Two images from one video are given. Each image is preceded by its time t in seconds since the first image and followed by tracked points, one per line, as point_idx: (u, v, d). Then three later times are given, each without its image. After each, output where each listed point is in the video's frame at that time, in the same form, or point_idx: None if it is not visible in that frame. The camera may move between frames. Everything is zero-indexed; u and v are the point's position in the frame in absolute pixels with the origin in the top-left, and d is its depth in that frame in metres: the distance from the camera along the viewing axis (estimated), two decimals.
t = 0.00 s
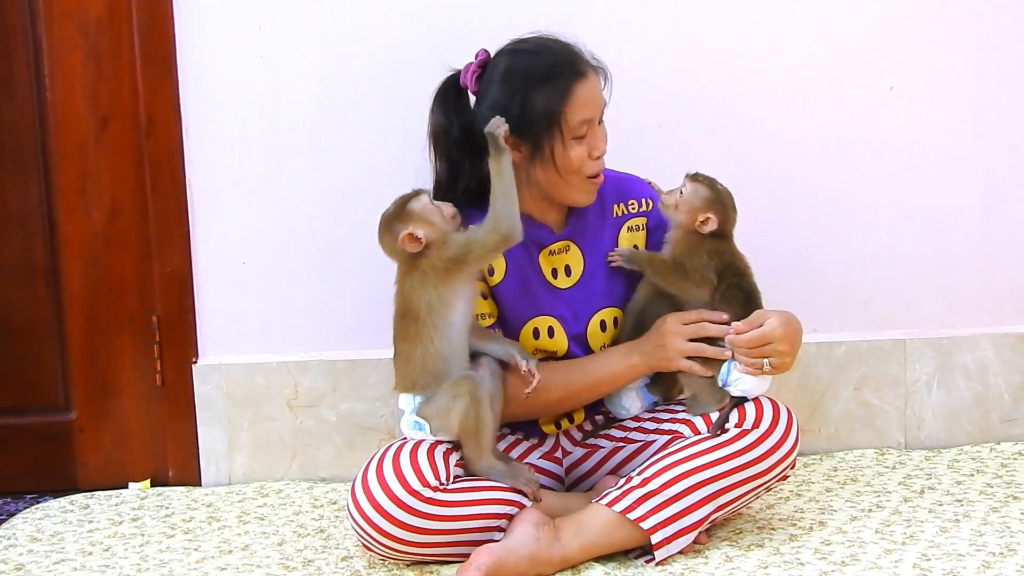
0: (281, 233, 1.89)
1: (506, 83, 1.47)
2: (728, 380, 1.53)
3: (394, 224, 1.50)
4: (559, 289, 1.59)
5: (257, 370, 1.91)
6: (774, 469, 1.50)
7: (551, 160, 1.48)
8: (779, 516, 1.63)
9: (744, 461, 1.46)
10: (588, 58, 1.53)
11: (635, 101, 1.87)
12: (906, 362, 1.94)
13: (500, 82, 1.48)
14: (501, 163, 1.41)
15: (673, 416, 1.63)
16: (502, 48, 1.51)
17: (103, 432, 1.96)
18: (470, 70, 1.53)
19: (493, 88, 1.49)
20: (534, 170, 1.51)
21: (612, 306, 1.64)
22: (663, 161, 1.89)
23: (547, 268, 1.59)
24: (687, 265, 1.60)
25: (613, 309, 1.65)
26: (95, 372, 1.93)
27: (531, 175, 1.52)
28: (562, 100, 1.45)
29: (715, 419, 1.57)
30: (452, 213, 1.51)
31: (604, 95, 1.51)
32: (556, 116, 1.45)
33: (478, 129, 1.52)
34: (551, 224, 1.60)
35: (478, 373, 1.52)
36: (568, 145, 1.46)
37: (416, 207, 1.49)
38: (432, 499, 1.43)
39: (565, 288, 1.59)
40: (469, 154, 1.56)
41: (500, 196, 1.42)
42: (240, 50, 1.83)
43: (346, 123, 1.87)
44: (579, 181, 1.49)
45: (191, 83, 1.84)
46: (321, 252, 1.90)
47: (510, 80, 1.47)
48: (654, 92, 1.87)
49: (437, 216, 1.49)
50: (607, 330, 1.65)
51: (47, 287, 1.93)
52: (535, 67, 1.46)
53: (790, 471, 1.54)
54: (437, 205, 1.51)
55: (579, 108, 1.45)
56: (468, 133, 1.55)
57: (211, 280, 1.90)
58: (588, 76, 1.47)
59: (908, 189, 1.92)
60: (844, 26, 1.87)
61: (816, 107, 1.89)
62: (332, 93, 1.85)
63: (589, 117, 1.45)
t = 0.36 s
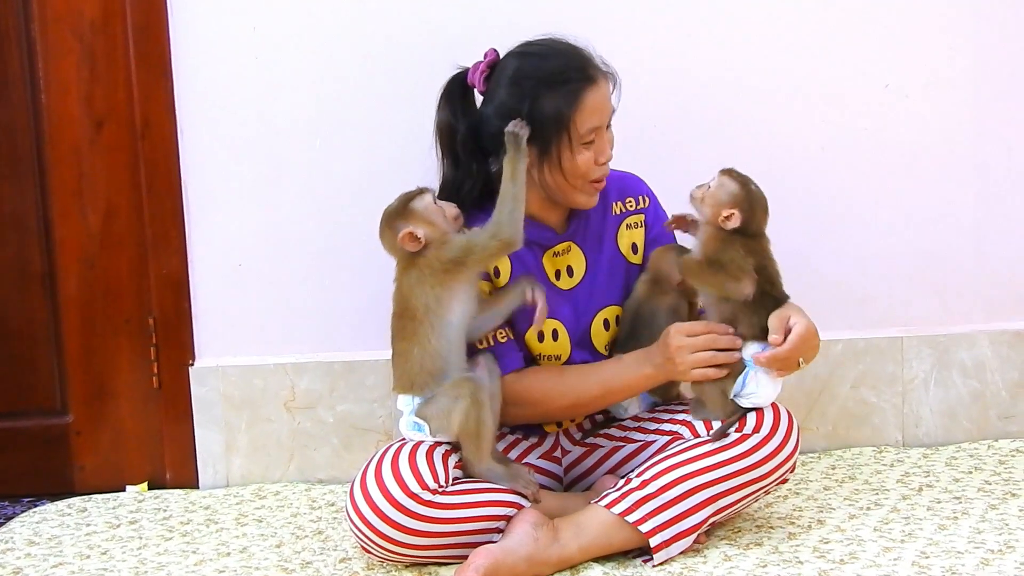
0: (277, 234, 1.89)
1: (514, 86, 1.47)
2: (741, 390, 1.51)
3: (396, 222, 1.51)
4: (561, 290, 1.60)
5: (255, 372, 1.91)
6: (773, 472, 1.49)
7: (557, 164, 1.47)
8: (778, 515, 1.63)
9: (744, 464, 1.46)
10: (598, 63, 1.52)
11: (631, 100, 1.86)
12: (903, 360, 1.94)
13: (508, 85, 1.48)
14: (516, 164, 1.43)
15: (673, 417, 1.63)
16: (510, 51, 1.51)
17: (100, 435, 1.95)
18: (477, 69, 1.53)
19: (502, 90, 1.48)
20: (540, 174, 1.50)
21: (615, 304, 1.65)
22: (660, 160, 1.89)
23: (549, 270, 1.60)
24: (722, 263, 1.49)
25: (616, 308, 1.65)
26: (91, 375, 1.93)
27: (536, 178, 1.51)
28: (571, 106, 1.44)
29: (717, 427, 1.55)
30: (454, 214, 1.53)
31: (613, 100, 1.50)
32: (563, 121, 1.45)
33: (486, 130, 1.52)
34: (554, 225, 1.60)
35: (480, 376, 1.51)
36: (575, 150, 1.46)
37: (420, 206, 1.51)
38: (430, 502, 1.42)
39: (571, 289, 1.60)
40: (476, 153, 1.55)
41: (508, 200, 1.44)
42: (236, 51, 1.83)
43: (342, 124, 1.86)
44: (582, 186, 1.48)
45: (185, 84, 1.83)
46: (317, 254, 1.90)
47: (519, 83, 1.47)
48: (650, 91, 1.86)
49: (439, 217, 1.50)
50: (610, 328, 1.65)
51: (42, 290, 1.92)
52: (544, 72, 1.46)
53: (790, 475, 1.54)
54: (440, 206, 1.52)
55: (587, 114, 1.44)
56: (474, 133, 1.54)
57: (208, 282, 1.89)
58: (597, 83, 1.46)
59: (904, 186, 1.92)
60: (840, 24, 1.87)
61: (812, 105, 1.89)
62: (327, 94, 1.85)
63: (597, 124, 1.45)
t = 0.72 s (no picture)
0: (277, 234, 1.89)
1: (511, 94, 1.46)
2: (739, 383, 1.51)
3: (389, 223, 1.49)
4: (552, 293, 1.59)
5: (254, 372, 1.91)
6: (772, 470, 1.49)
7: (562, 165, 1.46)
8: (777, 516, 1.63)
9: (743, 462, 1.46)
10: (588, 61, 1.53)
11: (632, 101, 1.86)
12: (903, 361, 1.94)
13: (503, 94, 1.47)
14: (514, 177, 1.44)
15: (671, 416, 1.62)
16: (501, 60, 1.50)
17: (100, 435, 1.95)
18: (471, 85, 1.51)
19: (496, 99, 1.47)
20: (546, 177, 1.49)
21: (610, 308, 1.63)
22: (660, 160, 1.89)
23: (541, 274, 1.59)
24: (734, 265, 1.49)
25: (610, 312, 1.63)
26: (91, 375, 1.93)
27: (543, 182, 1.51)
28: (569, 106, 1.44)
29: (716, 423, 1.55)
30: (445, 212, 1.52)
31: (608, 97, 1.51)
32: (563, 122, 1.44)
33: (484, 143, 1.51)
34: (550, 229, 1.61)
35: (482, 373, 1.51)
36: (577, 150, 1.45)
37: (412, 207, 1.49)
38: (428, 501, 1.42)
39: (561, 293, 1.60)
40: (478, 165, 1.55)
41: (505, 213, 1.45)
42: (235, 50, 1.83)
43: (342, 124, 1.86)
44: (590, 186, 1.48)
45: (185, 84, 1.83)
46: (317, 254, 1.90)
47: (515, 90, 1.46)
48: (650, 91, 1.86)
49: (431, 216, 1.49)
50: (602, 332, 1.63)
51: (43, 290, 1.92)
52: (538, 76, 1.45)
53: (789, 472, 1.54)
54: (431, 204, 1.51)
55: (585, 112, 1.44)
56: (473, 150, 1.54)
57: (207, 282, 1.89)
58: (592, 80, 1.46)
59: (905, 187, 1.92)
60: (840, 24, 1.87)
61: (812, 105, 1.89)
62: (327, 94, 1.85)
63: (596, 121, 1.45)
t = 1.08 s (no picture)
0: (277, 234, 1.89)
1: (512, 100, 1.46)
2: (743, 382, 1.51)
3: (377, 228, 1.48)
4: (547, 287, 1.60)
5: (253, 372, 1.90)
6: (771, 471, 1.49)
7: (556, 176, 1.47)
8: (777, 518, 1.62)
9: (742, 463, 1.46)
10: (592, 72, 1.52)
11: (633, 102, 1.86)
12: (903, 364, 1.94)
13: (504, 100, 1.47)
14: (472, 154, 1.44)
15: (670, 416, 1.63)
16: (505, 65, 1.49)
17: (98, 434, 1.95)
18: (474, 84, 1.50)
19: (497, 104, 1.47)
20: (539, 186, 1.50)
21: (601, 297, 1.64)
22: (660, 162, 1.89)
23: (535, 270, 1.59)
24: (737, 269, 1.47)
25: (602, 301, 1.64)
26: (90, 374, 1.93)
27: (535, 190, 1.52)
28: (569, 119, 1.44)
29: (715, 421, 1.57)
30: (431, 210, 1.52)
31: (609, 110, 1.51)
32: (562, 134, 1.44)
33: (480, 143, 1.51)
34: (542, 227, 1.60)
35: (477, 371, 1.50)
36: (574, 163, 1.46)
37: (398, 208, 1.49)
38: (427, 502, 1.42)
39: (554, 286, 1.60)
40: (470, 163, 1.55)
41: (479, 188, 1.46)
42: (235, 50, 1.83)
43: (343, 124, 1.86)
44: (581, 198, 1.49)
45: (185, 83, 1.83)
46: (316, 254, 1.89)
47: (516, 97, 1.46)
48: (651, 92, 1.86)
49: (419, 215, 1.48)
50: (596, 322, 1.63)
51: (42, 289, 1.92)
52: (540, 86, 1.45)
53: (789, 474, 1.54)
54: (416, 204, 1.51)
55: (584, 126, 1.45)
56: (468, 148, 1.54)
57: (206, 281, 1.89)
58: (594, 93, 1.46)
59: (905, 189, 1.92)
60: (842, 26, 1.86)
61: (813, 107, 1.89)
62: (327, 94, 1.85)
63: (595, 135, 1.45)
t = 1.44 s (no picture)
0: (275, 237, 1.88)
1: (505, 108, 1.44)
2: (743, 388, 1.50)
3: (390, 223, 1.48)
4: (544, 294, 1.59)
5: (251, 376, 1.90)
6: (771, 474, 1.49)
7: (551, 183, 1.46)
8: (777, 521, 1.62)
9: (743, 465, 1.46)
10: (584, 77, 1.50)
11: (631, 104, 1.86)
12: (902, 366, 1.94)
13: (498, 107, 1.44)
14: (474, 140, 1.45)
15: (670, 420, 1.62)
16: (498, 71, 1.47)
17: (96, 439, 1.94)
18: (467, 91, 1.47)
19: (491, 112, 1.45)
20: (533, 194, 1.49)
21: (597, 300, 1.63)
22: (659, 164, 1.89)
23: (531, 277, 1.59)
24: (739, 282, 1.48)
25: (598, 304, 1.63)
26: (87, 378, 1.92)
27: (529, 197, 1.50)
28: (563, 125, 1.43)
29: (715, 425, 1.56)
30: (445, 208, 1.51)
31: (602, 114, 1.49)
32: (557, 141, 1.43)
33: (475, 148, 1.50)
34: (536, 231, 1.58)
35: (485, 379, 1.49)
36: (568, 169, 1.45)
37: (413, 206, 1.48)
38: (428, 505, 1.42)
39: (552, 293, 1.60)
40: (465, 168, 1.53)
41: (478, 177, 1.45)
42: (232, 52, 1.82)
43: (341, 126, 1.85)
44: (575, 205, 1.48)
45: (183, 86, 1.82)
46: (315, 258, 1.89)
47: (510, 104, 1.43)
48: (650, 94, 1.86)
49: (432, 213, 1.48)
50: (592, 325, 1.63)
51: (39, 293, 1.91)
52: (534, 92, 1.43)
53: (789, 476, 1.53)
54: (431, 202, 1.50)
55: (579, 132, 1.43)
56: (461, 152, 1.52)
57: (204, 285, 1.88)
58: (587, 99, 1.45)
59: (904, 191, 1.92)
60: (840, 28, 1.86)
61: (812, 109, 1.89)
62: (326, 97, 1.84)
63: (590, 141, 1.44)
